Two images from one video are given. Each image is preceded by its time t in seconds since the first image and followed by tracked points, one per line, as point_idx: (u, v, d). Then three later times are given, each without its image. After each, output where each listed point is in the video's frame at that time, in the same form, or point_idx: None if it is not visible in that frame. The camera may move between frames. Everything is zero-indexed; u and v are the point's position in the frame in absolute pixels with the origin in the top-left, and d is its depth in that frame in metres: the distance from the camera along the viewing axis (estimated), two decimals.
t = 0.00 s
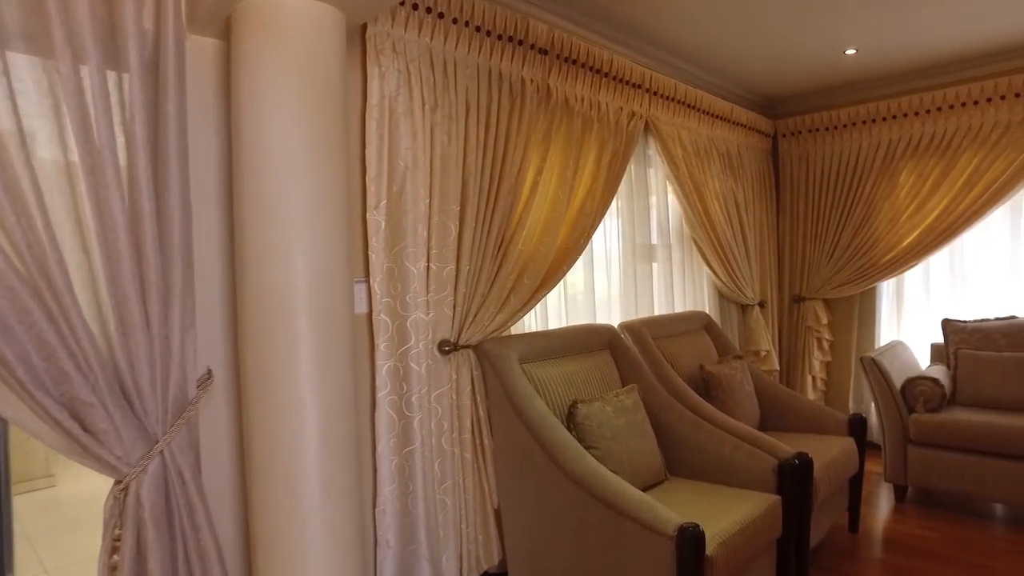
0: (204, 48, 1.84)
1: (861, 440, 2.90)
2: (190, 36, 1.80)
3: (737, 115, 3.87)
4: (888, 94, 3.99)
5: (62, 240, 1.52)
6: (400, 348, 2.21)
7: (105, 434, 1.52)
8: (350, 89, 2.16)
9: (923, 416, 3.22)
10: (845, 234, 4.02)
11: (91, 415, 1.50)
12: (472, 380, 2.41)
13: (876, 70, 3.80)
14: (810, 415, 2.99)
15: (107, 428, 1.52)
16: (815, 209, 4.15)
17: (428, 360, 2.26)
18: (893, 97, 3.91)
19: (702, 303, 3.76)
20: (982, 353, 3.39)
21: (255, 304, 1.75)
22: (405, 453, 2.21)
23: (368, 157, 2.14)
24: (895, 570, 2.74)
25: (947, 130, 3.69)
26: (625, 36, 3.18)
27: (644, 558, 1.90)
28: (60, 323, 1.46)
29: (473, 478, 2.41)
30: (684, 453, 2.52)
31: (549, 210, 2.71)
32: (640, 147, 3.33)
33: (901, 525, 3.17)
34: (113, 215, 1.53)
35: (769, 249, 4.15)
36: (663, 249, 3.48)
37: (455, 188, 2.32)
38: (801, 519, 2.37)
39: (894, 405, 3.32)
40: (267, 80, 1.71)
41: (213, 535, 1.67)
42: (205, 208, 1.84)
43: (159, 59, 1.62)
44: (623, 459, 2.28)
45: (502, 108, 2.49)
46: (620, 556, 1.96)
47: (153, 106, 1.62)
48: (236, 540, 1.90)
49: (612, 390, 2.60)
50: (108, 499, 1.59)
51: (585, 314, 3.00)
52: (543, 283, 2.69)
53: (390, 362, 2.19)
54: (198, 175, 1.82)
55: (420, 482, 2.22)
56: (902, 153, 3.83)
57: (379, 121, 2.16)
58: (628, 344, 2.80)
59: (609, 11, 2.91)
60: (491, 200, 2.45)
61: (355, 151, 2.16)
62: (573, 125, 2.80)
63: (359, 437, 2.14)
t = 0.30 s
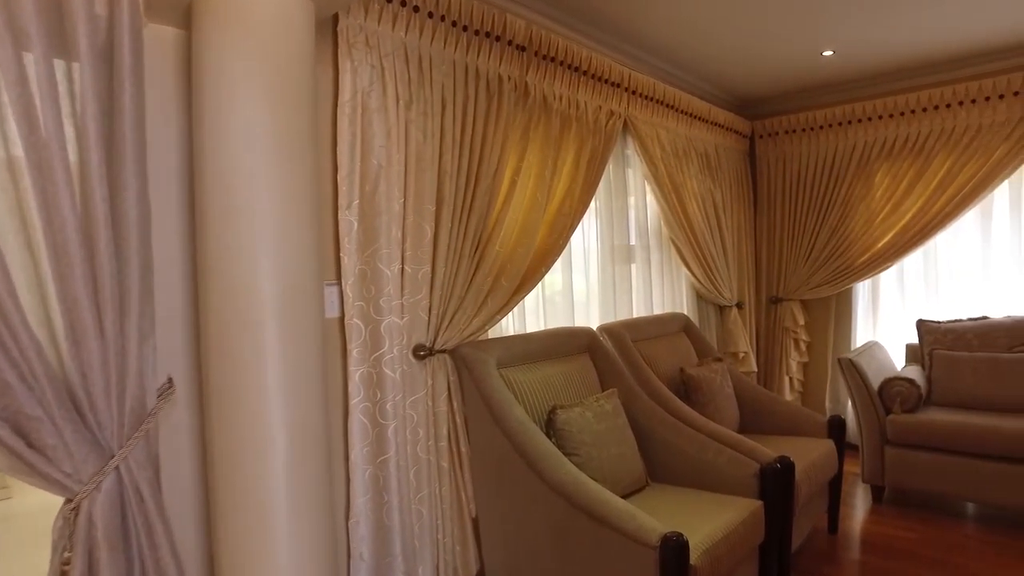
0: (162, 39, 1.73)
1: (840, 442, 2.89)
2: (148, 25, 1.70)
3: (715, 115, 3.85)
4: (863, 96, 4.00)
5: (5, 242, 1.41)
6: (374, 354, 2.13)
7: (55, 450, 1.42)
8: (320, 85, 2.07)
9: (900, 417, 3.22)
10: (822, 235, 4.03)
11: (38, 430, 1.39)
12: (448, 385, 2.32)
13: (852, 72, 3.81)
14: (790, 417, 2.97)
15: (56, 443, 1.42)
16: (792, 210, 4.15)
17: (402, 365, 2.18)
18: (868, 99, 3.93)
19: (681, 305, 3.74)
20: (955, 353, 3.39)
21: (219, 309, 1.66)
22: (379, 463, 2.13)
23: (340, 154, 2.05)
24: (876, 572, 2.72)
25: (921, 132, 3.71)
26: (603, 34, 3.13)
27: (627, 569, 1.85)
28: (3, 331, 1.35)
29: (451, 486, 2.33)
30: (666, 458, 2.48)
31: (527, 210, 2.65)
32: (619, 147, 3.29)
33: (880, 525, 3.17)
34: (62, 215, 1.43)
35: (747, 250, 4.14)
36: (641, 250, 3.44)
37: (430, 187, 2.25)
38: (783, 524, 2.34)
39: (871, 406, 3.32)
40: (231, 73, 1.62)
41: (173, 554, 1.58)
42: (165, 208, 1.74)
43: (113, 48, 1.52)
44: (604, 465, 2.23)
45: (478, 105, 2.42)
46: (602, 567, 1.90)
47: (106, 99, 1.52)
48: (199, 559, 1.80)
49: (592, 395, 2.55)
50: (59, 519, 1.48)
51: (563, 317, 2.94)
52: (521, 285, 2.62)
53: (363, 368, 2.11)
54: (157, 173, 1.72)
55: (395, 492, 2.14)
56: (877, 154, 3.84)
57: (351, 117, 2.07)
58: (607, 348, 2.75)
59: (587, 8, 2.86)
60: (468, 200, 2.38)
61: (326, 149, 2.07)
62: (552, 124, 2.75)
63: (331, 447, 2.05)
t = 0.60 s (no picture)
0: (121, 25, 1.65)
1: (820, 441, 2.88)
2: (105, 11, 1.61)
3: (694, 114, 3.83)
4: (839, 97, 4.02)
5: None
6: (348, 356, 2.05)
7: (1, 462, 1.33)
8: (291, 77, 2.00)
9: (879, 415, 3.23)
10: (800, 235, 4.03)
11: None
12: (425, 388, 2.25)
13: (829, 72, 3.82)
14: (770, 417, 2.96)
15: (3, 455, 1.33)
16: (771, 210, 4.15)
17: (377, 368, 2.11)
18: (845, 100, 3.95)
19: (660, 304, 3.71)
20: (932, 352, 3.40)
21: (182, 311, 1.58)
22: (353, 469, 2.05)
23: (312, 150, 1.97)
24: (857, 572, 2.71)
25: (897, 133, 3.73)
26: (582, 31, 3.09)
27: None
28: None
29: (428, 493, 2.26)
30: (647, 460, 2.44)
31: (506, 208, 2.59)
32: (598, 146, 3.26)
33: (859, 524, 3.17)
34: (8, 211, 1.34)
35: (725, 250, 4.14)
36: (621, 249, 3.41)
37: (406, 185, 2.18)
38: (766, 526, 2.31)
39: (850, 405, 3.32)
40: (195, 63, 1.55)
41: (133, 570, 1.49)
42: (125, 204, 1.65)
43: (64, 34, 1.43)
44: (586, 469, 2.18)
45: (456, 100, 2.36)
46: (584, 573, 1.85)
47: (58, 87, 1.43)
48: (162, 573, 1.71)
49: (572, 397, 2.50)
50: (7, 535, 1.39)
51: (542, 318, 2.90)
52: (499, 285, 2.57)
53: (337, 371, 2.03)
54: (116, 167, 1.63)
55: (370, 499, 2.07)
56: (854, 154, 3.86)
57: (323, 111, 1.99)
58: (588, 348, 2.70)
59: (566, 4, 2.81)
60: (445, 197, 2.32)
61: (298, 143, 1.99)
62: (531, 120, 2.70)
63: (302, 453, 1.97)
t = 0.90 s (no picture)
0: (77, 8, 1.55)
1: (803, 442, 2.86)
2: None
3: (674, 112, 3.80)
4: (817, 97, 4.03)
5: None
6: (323, 359, 1.97)
7: None
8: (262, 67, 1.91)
9: (859, 415, 3.22)
10: (779, 235, 4.03)
11: None
12: (403, 392, 2.17)
13: (808, 72, 3.82)
14: (752, 418, 2.93)
15: None
16: (750, 209, 4.15)
17: (353, 372, 2.03)
18: (824, 100, 3.96)
19: (641, 304, 3.68)
20: (910, 351, 3.39)
21: (143, 312, 1.49)
22: (329, 476, 1.97)
23: (284, 144, 1.89)
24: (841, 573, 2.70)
25: (875, 133, 3.75)
26: (562, 26, 3.04)
27: None
28: None
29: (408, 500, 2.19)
30: (631, 463, 2.40)
31: (486, 206, 2.53)
32: (579, 144, 3.21)
33: (840, 524, 3.16)
34: None
35: (705, 249, 4.12)
36: (602, 249, 3.36)
37: (383, 181, 2.10)
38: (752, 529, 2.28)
39: (831, 405, 3.31)
40: (157, 49, 1.46)
41: None
42: (82, 199, 1.55)
43: (12, 15, 1.33)
44: (569, 473, 2.13)
45: (435, 95, 2.29)
46: None
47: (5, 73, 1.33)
48: None
49: (554, 400, 2.44)
50: None
51: (523, 318, 2.84)
52: (479, 285, 2.50)
53: (311, 375, 1.95)
54: (72, 159, 1.53)
55: (346, 507, 1.98)
56: (833, 154, 3.86)
57: (296, 103, 1.91)
58: (569, 349, 2.65)
59: None
60: (423, 194, 2.24)
61: (269, 136, 1.90)
62: (511, 116, 2.64)
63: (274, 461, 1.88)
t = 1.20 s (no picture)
0: None
1: (787, 444, 2.83)
2: None
3: (654, 111, 3.77)
4: (795, 98, 4.04)
5: None
6: (296, 365, 1.87)
7: None
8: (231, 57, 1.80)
9: (840, 415, 3.21)
10: (759, 235, 4.02)
11: None
12: (381, 398, 2.09)
13: (787, 73, 3.81)
14: (736, 420, 2.90)
15: None
16: (729, 210, 4.13)
17: (328, 378, 1.93)
18: (802, 100, 3.96)
19: (622, 305, 3.64)
20: (889, 351, 3.40)
21: (100, 316, 1.39)
22: (303, 488, 1.87)
23: (255, 137, 1.79)
24: None
25: (852, 134, 3.76)
26: (543, 22, 2.98)
27: None
28: None
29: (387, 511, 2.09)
30: (616, 469, 2.34)
31: (466, 206, 2.45)
32: (560, 142, 3.15)
33: (822, 525, 3.14)
34: None
35: (685, 249, 4.09)
36: (583, 249, 3.31)
37: (360, 178, 2.01)
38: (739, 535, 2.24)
39: (813, 406, 3.30)
40: (117, 35, 1.37)
41: None
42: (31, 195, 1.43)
43: None
44: (553, 481, 2.06)
45: (413, 89, 2.21)
46: None
47: None
48: None
49: (537, 405, 2.37)
50: None
51: (503, 321, 2.76)
52: (459, 287, 2.42)
53: (283, 382, 1.85)
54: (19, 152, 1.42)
55: (321, 520, 1.89)
56: (811, 155, 3.87)
57: (267, 95, 1.81)
58: (552, 352, 2.58)
59: None
60: (401, 192, 2.16)
61: (239, 130, 1.80)
62: (491, 113, 2.56)
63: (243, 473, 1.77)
